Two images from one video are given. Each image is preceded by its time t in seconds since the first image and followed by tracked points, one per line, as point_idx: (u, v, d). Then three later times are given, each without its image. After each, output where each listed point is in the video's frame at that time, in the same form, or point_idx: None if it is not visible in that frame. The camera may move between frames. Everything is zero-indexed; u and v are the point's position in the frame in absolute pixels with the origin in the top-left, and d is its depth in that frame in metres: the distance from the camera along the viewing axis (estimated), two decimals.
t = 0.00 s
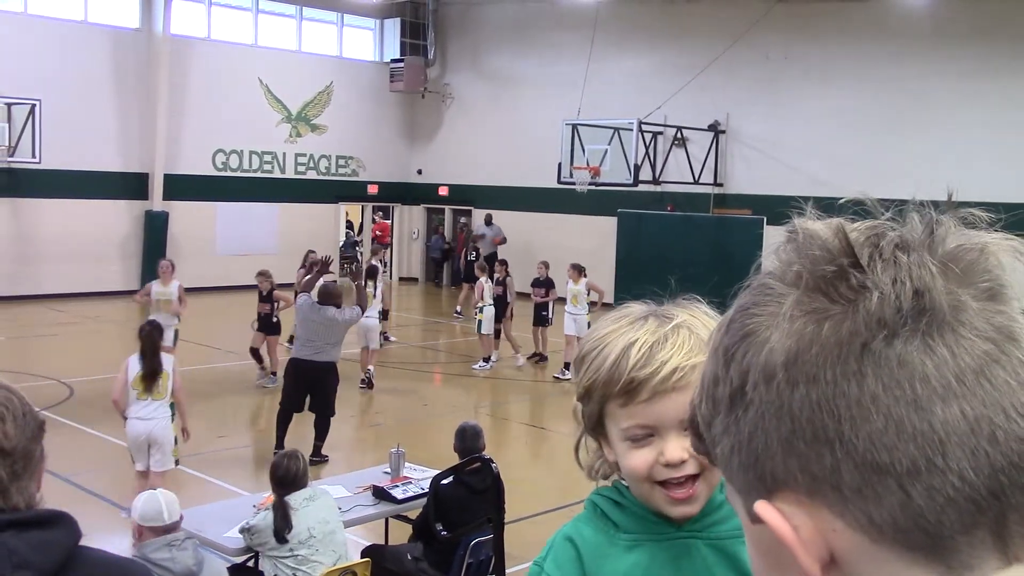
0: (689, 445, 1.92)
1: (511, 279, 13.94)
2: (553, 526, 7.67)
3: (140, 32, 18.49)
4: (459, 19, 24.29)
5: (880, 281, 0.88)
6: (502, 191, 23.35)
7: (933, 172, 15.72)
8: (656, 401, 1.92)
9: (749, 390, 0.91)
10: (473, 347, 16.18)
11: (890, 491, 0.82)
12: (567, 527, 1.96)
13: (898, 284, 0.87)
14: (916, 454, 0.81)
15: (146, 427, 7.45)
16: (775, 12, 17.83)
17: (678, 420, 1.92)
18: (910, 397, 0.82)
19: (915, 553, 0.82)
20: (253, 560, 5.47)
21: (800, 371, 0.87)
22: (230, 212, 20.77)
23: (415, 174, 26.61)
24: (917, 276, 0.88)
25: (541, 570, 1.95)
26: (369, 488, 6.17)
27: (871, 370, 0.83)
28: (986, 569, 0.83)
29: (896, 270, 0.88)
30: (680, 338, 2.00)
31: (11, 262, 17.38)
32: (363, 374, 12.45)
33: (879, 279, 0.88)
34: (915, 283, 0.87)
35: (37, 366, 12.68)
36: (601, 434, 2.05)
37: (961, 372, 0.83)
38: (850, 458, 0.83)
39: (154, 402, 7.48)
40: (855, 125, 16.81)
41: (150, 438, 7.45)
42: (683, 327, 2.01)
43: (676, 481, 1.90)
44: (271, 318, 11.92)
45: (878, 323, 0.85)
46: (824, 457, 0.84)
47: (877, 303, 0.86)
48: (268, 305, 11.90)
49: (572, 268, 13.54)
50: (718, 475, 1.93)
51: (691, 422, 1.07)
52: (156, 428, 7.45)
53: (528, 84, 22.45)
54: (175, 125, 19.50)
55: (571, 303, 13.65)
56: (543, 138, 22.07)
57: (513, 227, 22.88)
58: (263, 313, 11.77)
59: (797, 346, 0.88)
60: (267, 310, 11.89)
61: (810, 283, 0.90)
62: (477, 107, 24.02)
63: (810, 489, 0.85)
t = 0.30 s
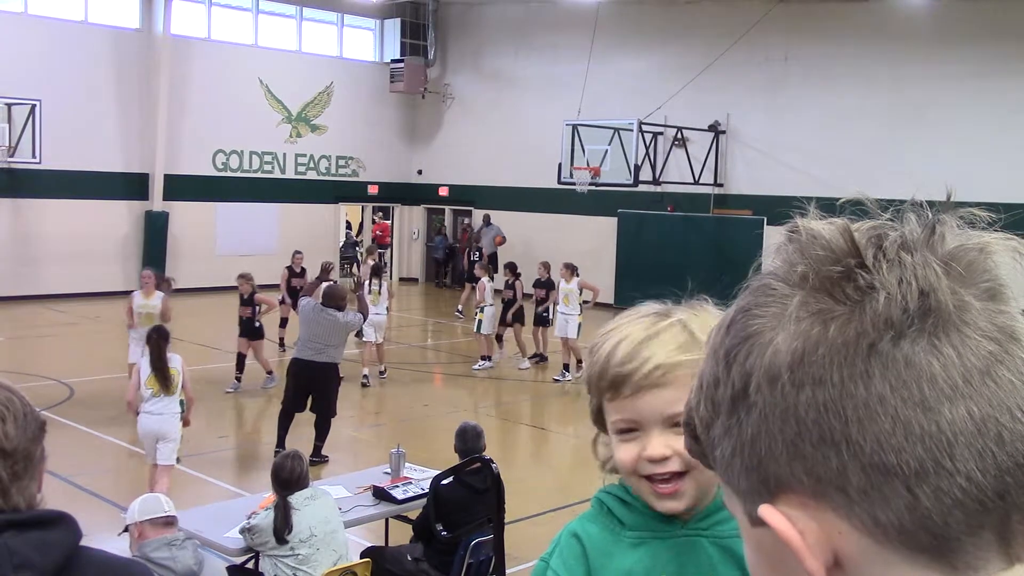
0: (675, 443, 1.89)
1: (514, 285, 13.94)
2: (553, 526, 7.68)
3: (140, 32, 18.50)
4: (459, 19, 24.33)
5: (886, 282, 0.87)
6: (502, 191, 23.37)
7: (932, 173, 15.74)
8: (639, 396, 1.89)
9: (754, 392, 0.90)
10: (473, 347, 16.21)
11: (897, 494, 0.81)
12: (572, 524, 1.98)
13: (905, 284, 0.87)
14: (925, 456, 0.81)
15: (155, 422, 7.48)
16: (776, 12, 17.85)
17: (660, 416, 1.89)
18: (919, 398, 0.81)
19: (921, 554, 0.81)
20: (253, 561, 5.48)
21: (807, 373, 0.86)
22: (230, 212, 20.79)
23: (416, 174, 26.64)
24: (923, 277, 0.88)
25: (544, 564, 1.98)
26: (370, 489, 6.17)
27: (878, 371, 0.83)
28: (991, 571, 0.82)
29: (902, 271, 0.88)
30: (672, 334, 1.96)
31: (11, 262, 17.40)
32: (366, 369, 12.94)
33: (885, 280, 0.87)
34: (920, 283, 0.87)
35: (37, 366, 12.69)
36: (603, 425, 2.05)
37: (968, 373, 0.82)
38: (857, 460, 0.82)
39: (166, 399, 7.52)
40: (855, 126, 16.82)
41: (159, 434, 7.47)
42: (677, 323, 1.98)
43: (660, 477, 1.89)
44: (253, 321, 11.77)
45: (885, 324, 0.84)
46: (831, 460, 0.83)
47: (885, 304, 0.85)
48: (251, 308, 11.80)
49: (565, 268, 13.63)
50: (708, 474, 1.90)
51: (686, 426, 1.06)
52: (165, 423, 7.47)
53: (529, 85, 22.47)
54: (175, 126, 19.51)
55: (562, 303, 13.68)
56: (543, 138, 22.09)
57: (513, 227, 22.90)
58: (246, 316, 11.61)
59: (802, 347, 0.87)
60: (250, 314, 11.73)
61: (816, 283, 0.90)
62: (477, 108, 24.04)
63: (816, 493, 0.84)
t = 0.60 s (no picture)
0: (632, 440, 1.93)
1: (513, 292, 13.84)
2: (553, 526, 7.68)
3: (140, 32, 18.49)
4: (459, 19, 24.33)
5: (885, 286, 0.87)
6: (502, 192, 23.36)
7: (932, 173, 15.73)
8: (595, 396, 1.98)
9: (753, 399, 0.89)
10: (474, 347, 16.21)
11: (896, 499, 0.81)
12: (585, 522, 2.00)
13: (904, 289, 0.87)
14: (925, 463, 0.80)
15: (164, 400, 7.92)
16: (776, 12, 17.83)
17: (613, 414, 1.96)
18: (918, 404, 0.81)
19: (921, 559, 0.81)
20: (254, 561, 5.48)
21: (807, 379, 0.85)
22: (230, 213, 20.80)
23: (416, 174, 26.62)
24: (921, 280, 0.87)
25: (558, 559, 2.00)
26: (370, 489, 6.17)
27: (878, 376, 0.82)
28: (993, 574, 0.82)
29: (900, 276, 0.88)
30: (626, 336, 2.03)
31: (11, 263, 17.39)
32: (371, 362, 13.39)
33: (884, 286, 0.87)
34: (918, 286, 0.87)
35: (37, 367, 12.69)
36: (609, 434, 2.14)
37: (968, 377, 0.82)
38: (857, 469, 0.82)
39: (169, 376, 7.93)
40: (856, 126, 16.81)
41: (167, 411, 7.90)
42: (633, 326, 2.03)
43: (627, 476, 1.94)
44: (236, 322, 11.65)
45: (884, 329, 0.84)
46: (831, 467, 0.83)
47: (883, 309, 0.85)
48: (232, 310, 11.69)
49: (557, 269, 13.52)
50: (673, 469, 1.90)
51: (684, 431, 1.05)
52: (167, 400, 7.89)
53: (529, 85, 22.45)
54: (175, 126, 19.49)
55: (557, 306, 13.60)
56: (544, 138, 22.09)
57: (513, 227, 22.88)
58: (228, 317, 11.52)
59: (801, 354, 0.86)
60: (232, 315, 11.63)
61: (815, 288, 0.89)
62: (477, 108, 24.03)
63: (816, 498, 0.84)
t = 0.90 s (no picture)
0: (653, 439, 1.97)
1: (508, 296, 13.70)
2: (554, 527, 7.69)
3: (141, 32, 18.52)
4: (460, 20, 24.36)
5: (889, 289, 0.86)
6: (503, 192, 23.37)
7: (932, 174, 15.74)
8: (618, 394, 2.03)
9: (758, 403, 0.88)
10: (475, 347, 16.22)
11: (902, 505, 0.80)
12: (606, 526, 2.00)
13: (907, 292, 0.86)
14: (931, 470, 0.80)
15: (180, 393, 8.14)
16: (776, 13, 17.86)
17: (635, 411, 2.00)
18: (923, 410, 0.80)
19: (927, 563, 0.80)
20: (255, 562, 5.49)
21: (811, 385, 0.84)
22: (230, 213, 20.82)
23: (416, 174, 26.64)
24: (928, 284, 0.86)
25: (578, 562, 2.00)
26: (371, 490, 6.16)
27: (883, 381, 0.81)
28: None
29: (907, 280, 0.87)
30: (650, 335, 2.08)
31: (12, 263, 17.40)
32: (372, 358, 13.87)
33: (889, 290, 0.86)
34: (922, 288, 0.86)
35: (38, 368, 12.70)
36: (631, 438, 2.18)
37: (973, 380, 0.81)
38: (862, 475, 0.81)
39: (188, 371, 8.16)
40: (856, 127, 16.81)
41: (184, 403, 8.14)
42: (658, 327, 2.08)
43: (648, 474, 1.97)
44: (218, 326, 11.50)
45: (888, 332, 0.83)
46: (835, 475, 0.82)
47: (887, 312, 0.84)
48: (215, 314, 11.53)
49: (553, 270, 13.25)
50: (692, 470, 1.91)
51: (687, 434, 1.04)
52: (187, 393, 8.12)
53: (529, 85, 22.46)
54: (176, 126, 19.50)
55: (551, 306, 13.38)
56: (544, 139, 22.09)
57: (514, 227, 22.89)
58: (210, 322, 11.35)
59: (804, 359, 0.86)
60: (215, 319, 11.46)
61: (818, 293, 0.88)
62: (478, 109, 24.06)
63: (822, 503, 0.83)
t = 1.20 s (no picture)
0: (680, 450, 1.96)
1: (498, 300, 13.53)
2: (554, 527, 7.69)
3: (141, 32, 18.50)
4: (460, 20, 24.34)
5: (897, 289, 0.82)
6: (503, 193, 23.36)
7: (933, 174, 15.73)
8: (649, 402, 2.03)
9: (762, 406, 0.85)
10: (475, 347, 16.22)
11: (907, 508, 0.77)
12: (629, 548, 1.93)
13: (914, 292, 0.82)
14: (941, 474, 0.76)
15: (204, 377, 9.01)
16: (776, 14, 17.85)
17: (664, 422, 2.00)
18: (932, 412, 0.77)
19: (935, 566, 0.77)
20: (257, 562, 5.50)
21: (816, 387, 0.81)
22: (230, 213, 20.81)
23: (416, 175, 26.63)
24: (938, 280, 0.83)
25: None
26: (371, 490, 6.17)
27: (890, 383, 0.78)
28: None
29: (918, 279, 0.83)
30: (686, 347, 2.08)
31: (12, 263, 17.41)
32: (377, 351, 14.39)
33: (898, 288, 0.82)
34: (929, 284, 0.83)
35: (38, 368, 12.70)
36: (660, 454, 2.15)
37: (982, 381, 0.77)
38: (867, 478, 0.79)
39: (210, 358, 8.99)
40: (856, 127, 16.80)
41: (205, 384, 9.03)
42: (695, 338, 2.08)
43: (672, 487, 1.93)
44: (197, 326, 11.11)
45: (896, 334, 0.80)
46: (840, 476, 0.80)
47: (894, 313, 0.80)
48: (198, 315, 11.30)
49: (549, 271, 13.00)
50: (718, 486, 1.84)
51: (692, 436, 1.01)
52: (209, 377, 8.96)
53: (529, 85, 22.45)
54: (176, 126, 19.49)
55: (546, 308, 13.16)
56: (544, 139, 22.08)
57: (514, 228, 22.88)
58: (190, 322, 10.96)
59: (808, 361, 0.82)
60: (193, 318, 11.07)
61: (824, 293, 0.85)
62: (478, 109, 24.04)
63: (829, 506, 0.80)
